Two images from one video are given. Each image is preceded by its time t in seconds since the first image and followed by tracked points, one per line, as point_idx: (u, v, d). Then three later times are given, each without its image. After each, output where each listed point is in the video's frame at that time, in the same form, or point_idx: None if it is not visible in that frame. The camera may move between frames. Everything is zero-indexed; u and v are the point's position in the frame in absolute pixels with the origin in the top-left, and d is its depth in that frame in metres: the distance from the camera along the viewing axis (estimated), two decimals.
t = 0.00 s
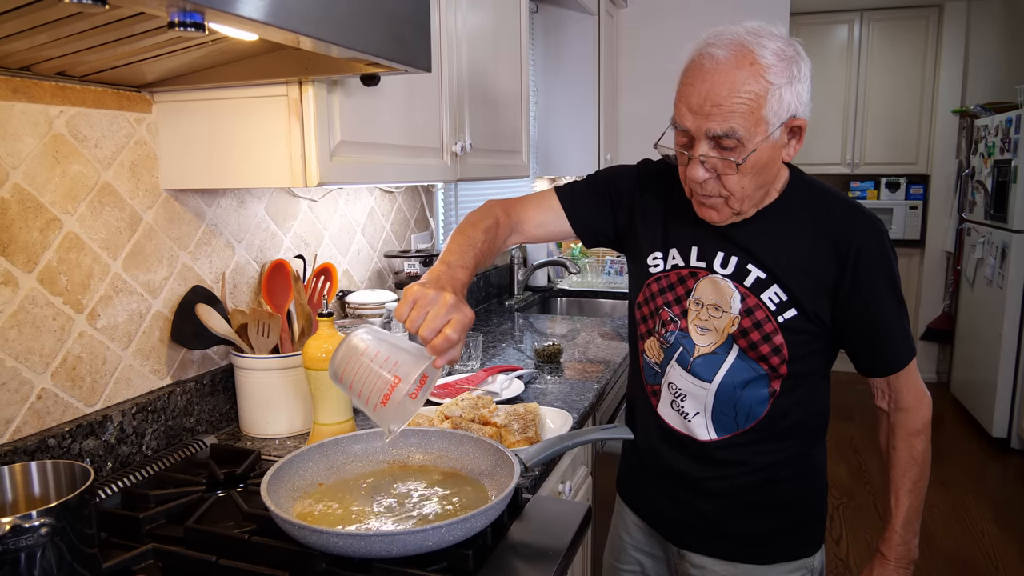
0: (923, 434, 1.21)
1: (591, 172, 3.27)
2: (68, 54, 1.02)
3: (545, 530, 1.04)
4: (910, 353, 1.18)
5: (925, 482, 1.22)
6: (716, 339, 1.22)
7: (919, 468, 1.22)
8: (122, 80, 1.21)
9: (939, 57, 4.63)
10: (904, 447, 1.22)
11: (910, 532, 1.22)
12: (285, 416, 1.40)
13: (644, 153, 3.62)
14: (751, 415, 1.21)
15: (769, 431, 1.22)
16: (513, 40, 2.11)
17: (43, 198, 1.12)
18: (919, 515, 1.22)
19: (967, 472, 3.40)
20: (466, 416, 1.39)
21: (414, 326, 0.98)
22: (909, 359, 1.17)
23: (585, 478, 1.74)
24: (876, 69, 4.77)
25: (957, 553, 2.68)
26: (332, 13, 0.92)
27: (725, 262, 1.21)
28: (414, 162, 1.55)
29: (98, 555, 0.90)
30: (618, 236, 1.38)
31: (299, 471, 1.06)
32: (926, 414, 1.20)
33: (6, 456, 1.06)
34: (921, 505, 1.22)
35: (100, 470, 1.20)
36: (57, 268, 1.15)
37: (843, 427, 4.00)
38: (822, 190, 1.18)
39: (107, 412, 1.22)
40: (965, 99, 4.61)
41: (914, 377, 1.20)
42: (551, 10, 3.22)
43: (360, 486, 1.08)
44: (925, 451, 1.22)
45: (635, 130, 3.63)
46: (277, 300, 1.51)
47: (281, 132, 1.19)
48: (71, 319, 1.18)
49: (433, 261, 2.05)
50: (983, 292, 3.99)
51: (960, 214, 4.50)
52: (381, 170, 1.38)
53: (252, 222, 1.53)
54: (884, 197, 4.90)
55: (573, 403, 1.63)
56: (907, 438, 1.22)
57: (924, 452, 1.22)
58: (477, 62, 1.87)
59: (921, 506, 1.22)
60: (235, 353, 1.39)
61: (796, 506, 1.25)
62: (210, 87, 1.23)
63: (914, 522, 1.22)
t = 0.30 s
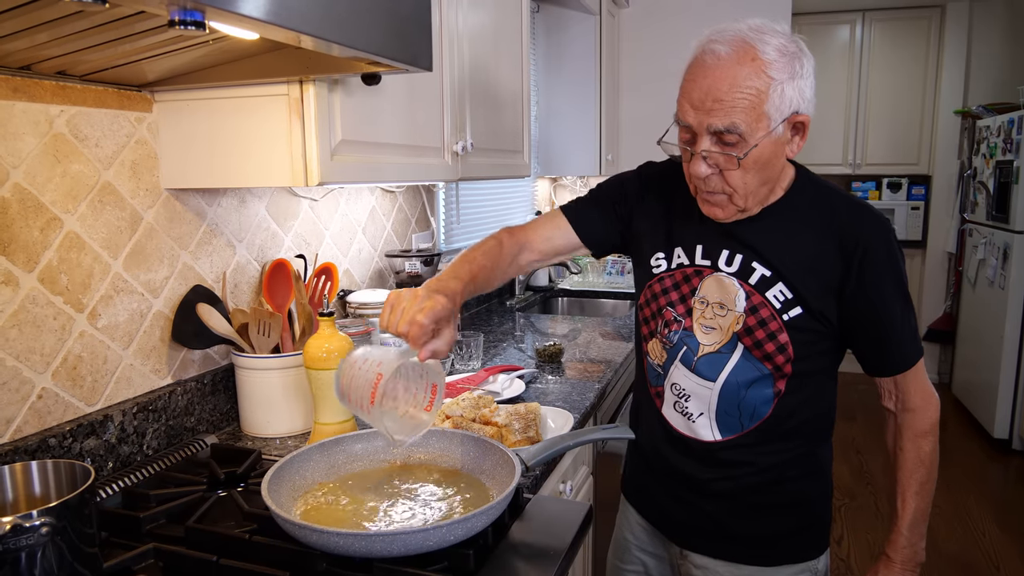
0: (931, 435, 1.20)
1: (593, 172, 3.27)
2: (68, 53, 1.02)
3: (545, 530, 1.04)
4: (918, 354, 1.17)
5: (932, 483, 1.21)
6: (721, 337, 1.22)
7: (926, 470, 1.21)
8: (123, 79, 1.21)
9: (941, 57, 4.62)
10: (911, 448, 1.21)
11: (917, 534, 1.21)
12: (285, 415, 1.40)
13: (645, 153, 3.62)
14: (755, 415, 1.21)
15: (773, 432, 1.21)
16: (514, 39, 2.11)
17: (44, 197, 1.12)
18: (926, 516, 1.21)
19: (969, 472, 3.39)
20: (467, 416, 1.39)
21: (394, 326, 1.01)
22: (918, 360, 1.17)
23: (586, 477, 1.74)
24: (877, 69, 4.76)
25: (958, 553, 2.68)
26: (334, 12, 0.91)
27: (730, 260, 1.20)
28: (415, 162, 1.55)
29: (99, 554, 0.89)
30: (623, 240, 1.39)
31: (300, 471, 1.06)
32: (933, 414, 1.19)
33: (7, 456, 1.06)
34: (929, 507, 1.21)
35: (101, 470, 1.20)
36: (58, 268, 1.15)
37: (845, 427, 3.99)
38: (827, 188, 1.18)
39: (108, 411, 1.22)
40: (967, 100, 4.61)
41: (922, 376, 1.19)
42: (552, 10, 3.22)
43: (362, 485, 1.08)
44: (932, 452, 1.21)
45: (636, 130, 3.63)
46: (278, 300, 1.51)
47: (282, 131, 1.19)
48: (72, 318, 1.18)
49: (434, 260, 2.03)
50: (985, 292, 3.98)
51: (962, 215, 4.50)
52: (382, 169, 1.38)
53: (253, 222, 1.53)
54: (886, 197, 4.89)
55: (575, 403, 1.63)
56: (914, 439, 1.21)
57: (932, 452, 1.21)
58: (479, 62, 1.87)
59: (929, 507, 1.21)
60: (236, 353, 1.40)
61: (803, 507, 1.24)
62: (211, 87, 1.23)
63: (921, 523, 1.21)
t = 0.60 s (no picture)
0: (940, 435, 1.17)
1: (593, 171, 3.27)
2: (66, 51, 1.02)
3: (545, 530, 1.04)
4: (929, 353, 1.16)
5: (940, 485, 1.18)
6: (726, 335, 1.22)
7: (934, 470, 1.18)
8: (122, 78, 1.20)
9: (941, 57, 4.62)
10: (919, 447, 1.18)
11: (922, 536, 1.18)
12: (284, 414, 1.39)
13: (645, 152, 3.62)
14: (761, 414, 1.20)
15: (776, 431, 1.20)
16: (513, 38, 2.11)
17: (42, 195, 1.12)
18: (932, 518, 1.19)
19: (967, 471, 3.40)
20: (466, 415, 1.39)
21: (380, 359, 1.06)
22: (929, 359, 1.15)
23: (585, 476, 1.73)
24: (877, 69, 4.76)
25: (956, 552, 2.68)
26: (334, 10, 0.91)
27: (735, 257, 1.20)
28: (415, 160, 1.55)
29: (97, 553, 0.89)
30: (627, 252, 1.38)
31: (299, 470, 1.06)
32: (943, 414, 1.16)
33: (5, 454, 1.05)
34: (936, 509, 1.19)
35: (99, 468, 1.19)
36: (56, 266, 1.14)
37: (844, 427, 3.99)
38: (832, 185, 1.17)
39: (107, 410, 1.22)
40: (966, 99, 4.62)
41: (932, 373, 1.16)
42: (552, 9, 3.22)
43: (360, 484, 1.07)
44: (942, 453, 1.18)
45: (635, 129, 3.63)
46: (277, 298, 1.51)
47: (281, 130, 1.19)
48: (71, 317, 1.18)
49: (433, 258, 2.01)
50: (984, 292, 3.98)
51: (961, 214, 4.50)
52: (382, 168, 1.38)
53: (252, 221, 1.53)
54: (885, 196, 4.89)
55: (574, 402, 1.63)
56: (922, 438, 1.17)
57: (941, 453, 1.18)
58: (478, 60, 1.87)
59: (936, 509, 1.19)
60: (234, 351, 1.39)
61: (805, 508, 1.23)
62: (211, 85, 1.22)
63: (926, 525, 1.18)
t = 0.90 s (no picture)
0: (941, 432, 1.07)
1: (591, 170, 3.27)
2: (64, 52, 1.01)
3: (544, 529, 1.04)
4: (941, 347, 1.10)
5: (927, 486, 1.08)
6: (725, 328, 1.22)
7: (922, 465, 1.08)
8: (119, 78, 1.20)
9: (938, 56, 4.63)
10: (915, 439, 1.09)
11: (895, 531, 1.08)
12: (284, 414, 1.39)
13: (643, 151, 3.63)
14: (761, 408, 1.19)
15: (782, 427, 1.19)
16: (511, 38, 2.11)
17: (40, 196, 1.12)
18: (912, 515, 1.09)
19: (966, 470, 3.40)
20: (464, 414, 1.38)
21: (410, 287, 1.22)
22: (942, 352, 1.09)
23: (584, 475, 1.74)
24: (875, 67, 4.77)
25: (955, 550, 2.69)
26: (332, 10, 0.91)
27: (732, 249, 1.21)
28: (413, 160, 1.55)
29: (95, 554, 0.89)
30: (646, 264, 1.39)
31: (298, 469, 1.06)
32: (950, 409, 1.07)
33: (3, 455, 1.05)
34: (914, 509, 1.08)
35: (97, 469, 1.19)
36: (54, 266, 1.14)
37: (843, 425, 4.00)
38: (830, 176, 1.17)
39: (105, 410, 1.22)
40: (963, 98, 4.63)
41: (945, 365, 1.09)
42: (550, 9, 3.22)
43: (360, 484, 1.08)
44: (941, 454, 1.08)
45: (633, 128, 3.63)
46: (276, 299, 1.51)
47: (279, 130, 1.19)
48: (68, 317, 1.17)
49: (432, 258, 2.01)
50: (982, 290, 3.99)
51: (958, 213, 4.51)
52: (380, 168, 1.38)
53: (250, 221, 1.53)
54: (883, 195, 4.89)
55: (572, 401, 1.63)
56: (919, 429, 1.08)
57: (939, 454, 1.08)
58: (477, 60, 1.88)
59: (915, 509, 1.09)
60: (234, 352, 1.39)
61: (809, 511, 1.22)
62: (209, 85, 1.22)
63: (902, 522, 1.08)
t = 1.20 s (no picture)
0: (885, 451, 1.04)
1: (590, 170, 3.28)
2: (63, 50, 1.01)
3: (541, 528, 1.04)
4: (908, 355, 1.05)
5: (870, 506, 1.06)
6: (698, 318, 1.29)
7: (864, 485, 1.05)
8: (118, 77, 1.20)
9: (936, 57, 4.64)
10: (860, 455, 1.06)
11: (832, 547, 1.07)
12: (282, 414, 1.39)
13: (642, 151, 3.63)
14: (717, 398, 1.27)
15: (739, 423, 1.25)
16: (510, 37, 2.11)
17: (38, 194, 1.12)
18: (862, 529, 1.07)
19: (964, 470, 3.41)
20: (463, 414, 1.38)
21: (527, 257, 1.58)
22: (907, 362, 1.05)
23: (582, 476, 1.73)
24: (873, 68, 4.78)
25: (953, 550, 2.70)
26: (330, 8, 0.91)
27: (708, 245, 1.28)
28: (411, 160, 1.55)
29: (93, 553, 0.89)
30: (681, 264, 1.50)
31: (296, 469, 1.06)
32: (897, 427, 1.03)
33: (2, 454, 1.05)
34: (852, 528, 1.06)
35: (96, 468, 1.19)
36: (52, 265, 1.14)
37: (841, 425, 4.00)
38: (806, 178, 1.16)
39: (103, 410, 1.22)
40: (962, 98, 4.62)
41: (907, 377, 1.04)
42: (549, 8, 3.22)
43: (357, 483, 1.08)
44: (884, 475, 1.05)
45: (632, 128, 3.63)
46: (274, 298, 1.56)
47: (278, 130, 1.19)
48: (67, 317, 1.17)
49: (430, 258, 2.00)
50: (979, 291, 4.00)
51: (957, 214, 4.52)
52: (378, 167, 1.38)
53: (248, 220, 1.53)
54: (881, 195, 4.89)
55: (570, 401, 1.63)
56: (862, 445, 1.06)
57: (881, 475, 1.05)
58: (476, 60, 1.88)
59: (854, 528, 1.06)
60: (232, 351, 1.39)
61: (778, 513, 1.27)
62: (208, 85, 1.22)
63: (839, 539, 1.07)
